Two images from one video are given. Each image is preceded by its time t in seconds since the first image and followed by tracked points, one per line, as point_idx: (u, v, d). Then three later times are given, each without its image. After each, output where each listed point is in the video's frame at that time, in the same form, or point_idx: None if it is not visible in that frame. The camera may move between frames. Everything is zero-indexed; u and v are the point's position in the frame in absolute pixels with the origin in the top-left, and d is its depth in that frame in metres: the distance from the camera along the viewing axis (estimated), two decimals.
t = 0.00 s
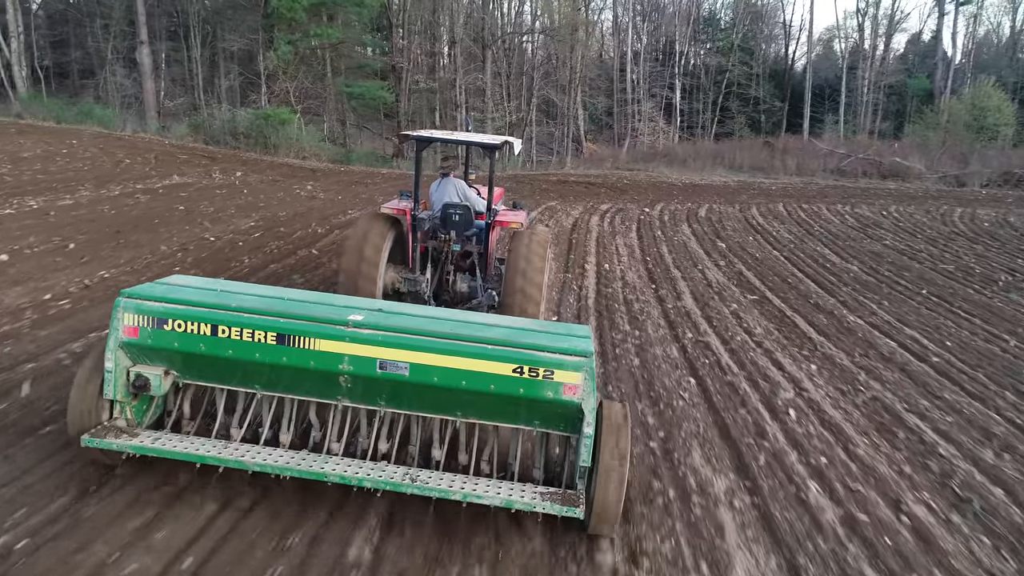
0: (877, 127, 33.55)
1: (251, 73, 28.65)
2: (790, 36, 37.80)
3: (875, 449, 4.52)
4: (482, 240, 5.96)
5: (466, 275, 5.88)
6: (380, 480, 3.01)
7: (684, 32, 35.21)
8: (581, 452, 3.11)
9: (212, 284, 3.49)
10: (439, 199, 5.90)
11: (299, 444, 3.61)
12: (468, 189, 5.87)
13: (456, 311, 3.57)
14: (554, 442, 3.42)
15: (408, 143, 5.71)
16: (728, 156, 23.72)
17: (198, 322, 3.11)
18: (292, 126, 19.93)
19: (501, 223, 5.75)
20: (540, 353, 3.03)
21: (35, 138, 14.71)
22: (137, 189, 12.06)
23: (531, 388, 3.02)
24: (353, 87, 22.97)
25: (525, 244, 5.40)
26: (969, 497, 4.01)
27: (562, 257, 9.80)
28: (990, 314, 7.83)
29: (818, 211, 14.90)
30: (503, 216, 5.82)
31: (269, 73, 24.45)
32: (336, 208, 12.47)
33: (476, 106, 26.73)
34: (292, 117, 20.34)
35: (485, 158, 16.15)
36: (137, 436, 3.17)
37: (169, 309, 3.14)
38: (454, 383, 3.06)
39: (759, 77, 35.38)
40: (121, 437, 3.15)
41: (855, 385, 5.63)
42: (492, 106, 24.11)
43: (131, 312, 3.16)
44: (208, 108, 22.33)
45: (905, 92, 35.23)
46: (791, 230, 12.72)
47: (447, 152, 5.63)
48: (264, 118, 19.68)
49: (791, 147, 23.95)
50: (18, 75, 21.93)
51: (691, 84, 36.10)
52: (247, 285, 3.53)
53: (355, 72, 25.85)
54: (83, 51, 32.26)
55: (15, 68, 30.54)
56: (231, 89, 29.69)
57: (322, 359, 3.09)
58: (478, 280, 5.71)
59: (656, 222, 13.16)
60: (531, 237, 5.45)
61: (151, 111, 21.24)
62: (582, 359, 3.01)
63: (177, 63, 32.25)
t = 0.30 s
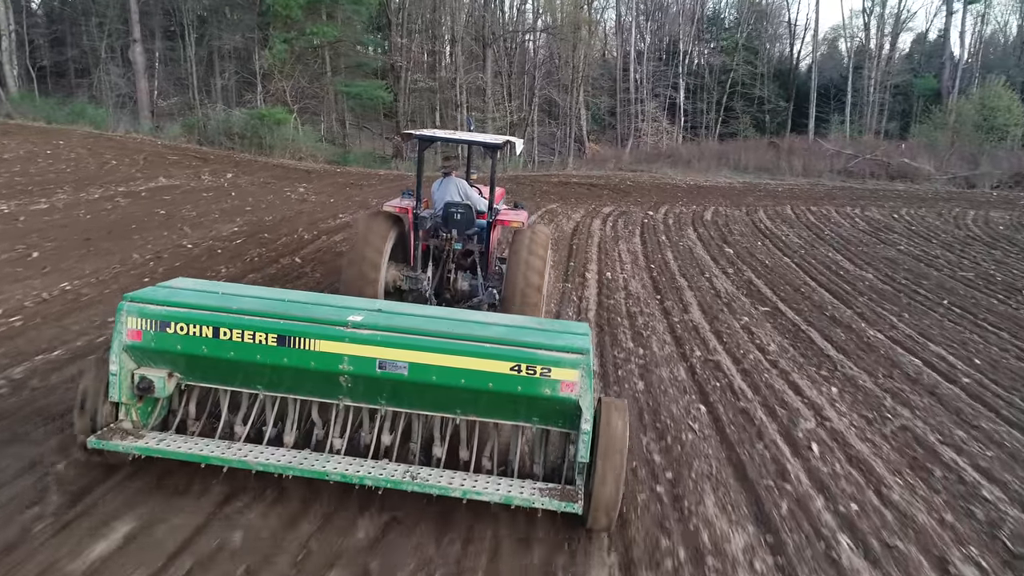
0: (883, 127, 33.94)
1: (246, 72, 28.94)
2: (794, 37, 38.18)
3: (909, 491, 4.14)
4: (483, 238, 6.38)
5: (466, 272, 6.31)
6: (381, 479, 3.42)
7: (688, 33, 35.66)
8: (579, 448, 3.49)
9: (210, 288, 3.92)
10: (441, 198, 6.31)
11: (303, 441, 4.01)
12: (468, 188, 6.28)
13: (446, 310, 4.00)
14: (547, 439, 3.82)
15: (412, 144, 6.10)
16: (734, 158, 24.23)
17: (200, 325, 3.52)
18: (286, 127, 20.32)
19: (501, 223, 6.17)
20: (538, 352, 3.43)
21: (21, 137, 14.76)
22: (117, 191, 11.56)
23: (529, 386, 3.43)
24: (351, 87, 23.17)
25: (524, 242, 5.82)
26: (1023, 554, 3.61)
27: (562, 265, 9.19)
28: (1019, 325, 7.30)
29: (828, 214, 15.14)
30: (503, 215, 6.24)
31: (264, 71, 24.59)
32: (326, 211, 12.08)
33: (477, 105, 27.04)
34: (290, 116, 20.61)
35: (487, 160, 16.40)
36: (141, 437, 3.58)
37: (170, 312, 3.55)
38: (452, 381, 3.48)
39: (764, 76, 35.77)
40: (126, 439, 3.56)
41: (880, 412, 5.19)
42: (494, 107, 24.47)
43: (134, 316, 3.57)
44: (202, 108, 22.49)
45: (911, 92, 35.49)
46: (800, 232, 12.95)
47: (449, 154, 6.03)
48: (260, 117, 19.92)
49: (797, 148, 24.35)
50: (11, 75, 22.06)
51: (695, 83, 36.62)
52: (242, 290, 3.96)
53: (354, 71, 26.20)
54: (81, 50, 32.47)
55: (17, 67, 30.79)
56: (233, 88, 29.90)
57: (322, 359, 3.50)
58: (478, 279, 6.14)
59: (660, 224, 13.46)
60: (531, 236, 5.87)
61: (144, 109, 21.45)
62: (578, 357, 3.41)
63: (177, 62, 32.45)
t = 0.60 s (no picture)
0: (888, 127, 33.78)
1: (243, 73, 28.89)
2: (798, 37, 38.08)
3: (940, 523, 3.72)
4: (484, 238, 6.25)
5: (467, 270, 6.18)
6: (382, 469, 3.30)
7: (691, 32, 35.60)
8: (575, 441, 3.39)
9: (219, 285, 3.81)
10: (443, 198, 6.20)
11: (307, 434, 3.91)
12: (471, 188, 6.17)
13: (452, 307, 3.88)
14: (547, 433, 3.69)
15: (415, 143, 5.99)
16: (737, 158, 24.10)
17: (208, 320, 3.41)
18: (282, 126, 20.22)
19: (503, 222, 6.06)
20: (535, 347, 3.32)
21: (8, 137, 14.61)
22: (98, 194, 11.30)
23: (527, 380, 3.31)
24: (348, 86, 22.95)
25: (526, 242, 5.70)
26: None
27: (561, 272, 9.10)
28: None
29: (836, 217, 14.98)
30: (504, 215, 6.13)
31: (260, 71, 24.45)
32: (315, 216, 11.83)
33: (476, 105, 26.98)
34: (284, 116, 20.52)
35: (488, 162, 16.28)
36: (152, 429, 3.47)
37: (179, 308, 3.44)
38: (452, 376, 3.36)
39: (767, 76, 35.64)
40: (137, 430, 3.46)
41: (907, 441, 4.67)
42: (494, 108, 24.38)
43: (144, 311, 3.46)
44: (197, 108, 22.36)
45: (916, 93, 35.31)
46: (807, 235, 12.80)
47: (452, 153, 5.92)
48: (253, 117, 19.78)
49: (802, 149, 24.22)
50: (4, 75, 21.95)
51: (698, 83, 36.52)
52: (251, 286, 3.85)
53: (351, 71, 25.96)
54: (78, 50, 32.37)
55: (15, 68, 30.71)
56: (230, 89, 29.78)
57: (326, 354, 3.39)
58: (479, 277, 6.01)
59: (662, 227, 13.33)
60: (533, 235, 5.75)
61: (137, 110, 21.33)
62: (575, 352, 3.30)
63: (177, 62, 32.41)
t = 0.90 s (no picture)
0: (892, 127, 33.61)
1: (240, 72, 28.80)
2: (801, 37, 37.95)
3: (942, 530, 3.70)
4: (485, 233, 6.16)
5: (469, 266, 6.12)
6: (386, 457, 3.35)
7: (693, 32, 35.51)
8: (572, 430, 3.42)
9: (228, 282, 3.89)
10: (446, 194, 6.11)
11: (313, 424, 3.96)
12: (472, 184, 6.07)
13: (456, 303, 3.91)
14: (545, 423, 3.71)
15: (416, 140, 5.89)
16: (739, 158, 23.99)
17: (220, 314, 3.48)
18: (277, 127, 20.11)
19: (503, 219, 5.96)
20: (534, 340, 3.33)
21: None
22: (80, 198, 11.20)
23: (525, 372, 3.33)
24: (345, 86, 22.86)
25: (525, 238, 5.57)
26: None
27: (560, 278, 9.01)
28: None
29: (843, 219, 14.86)
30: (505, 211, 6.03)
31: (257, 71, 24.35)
32: (304, 220, 11.73)
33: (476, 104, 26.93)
34: (280, 116, 20.45)
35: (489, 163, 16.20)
36: (166, 419, 3.54)
37: (192, 302, 3.52)
38: (453, 368, 3.39)
39: (770, 76, 35.50)
40: (150, 420, 3.54)
41: (934, 473, 4.32)
42: (494, 108, 24.31)
43: (157, 305, 3.53)
44: (191, 108, 22.24)
45: (920, 92, 35.15)
46: (814, 239, 12.70)
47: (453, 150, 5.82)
48: (248, 118, 19.71)
49: (806, 149, 24.10)
50: None
51: (700, 83, 36.38)
52: (260, 283, 3.92)
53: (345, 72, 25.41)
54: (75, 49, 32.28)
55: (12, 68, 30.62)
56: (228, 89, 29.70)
57: (333, 347, 3.44)
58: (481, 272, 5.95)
59: (665, 230, 13.25)
60: (532, 232, 5.64)
61: (131, 110, 21.25)
62: (571, 346, 3.31)
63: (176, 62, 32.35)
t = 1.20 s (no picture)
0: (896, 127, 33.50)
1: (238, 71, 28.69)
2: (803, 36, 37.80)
3: (942, 551, 3.68)
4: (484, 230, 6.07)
5: (469, 262, 6.03)
6: (390, 440, 3.44)
7: (694, 31, 35.40)
8: (567, 414, 3.50)
9: (240, 272, 3.93)
10: (447, 193, 6.01)
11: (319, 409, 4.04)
12: (472, 182, 5.96)
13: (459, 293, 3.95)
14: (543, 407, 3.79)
15: (416, 139, 5.78)
16: (740, 159, 23.88)
17: (231, 303, 3.53)
18: (270, 127, 20.01)
19: (502, 216, 5.86)
20: (531, 329, 3.37)
21: None
22: (58, 201, 11.08)
23: (523, 359, 3.37)
24: (342, 85, 22.77)
25: (524, 234, 5.50)
26: None
27: (556, 286, 8.90)
28: None
29: (848, 221, 14.74)
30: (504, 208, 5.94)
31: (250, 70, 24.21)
32: (291, 224, 11.62)
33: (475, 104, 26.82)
34: (273, 116, 20.34)
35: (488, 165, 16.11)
36: (179, 402, 3.63)
37: (204, 292, 3.56)
38: (454, 355, 3.41)
39: (772, 75, 35.39)
40: (165, 404, 3.62)
41: (961, 507, 4.15)
42: (493, 108, 24.20)
43: (171, 295, 3.58)
44: (186, 108, 22.14)
45: (923, 92, 35.00)
46: (820, 243, 12.58)
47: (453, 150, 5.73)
48: (241, 118, 19.60)
49: (808, 150, 23.99)
50: None
51: (702, 83, 36.28)
52: (270, 273, 3.97)
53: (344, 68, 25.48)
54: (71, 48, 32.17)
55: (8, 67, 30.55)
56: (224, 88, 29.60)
57: (340, 334, 3.48)
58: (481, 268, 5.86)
59: (665, 233, 13.14)
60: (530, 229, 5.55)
61: (123, 110, 21.16)
62: (566, 334, 3.36)
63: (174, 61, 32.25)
